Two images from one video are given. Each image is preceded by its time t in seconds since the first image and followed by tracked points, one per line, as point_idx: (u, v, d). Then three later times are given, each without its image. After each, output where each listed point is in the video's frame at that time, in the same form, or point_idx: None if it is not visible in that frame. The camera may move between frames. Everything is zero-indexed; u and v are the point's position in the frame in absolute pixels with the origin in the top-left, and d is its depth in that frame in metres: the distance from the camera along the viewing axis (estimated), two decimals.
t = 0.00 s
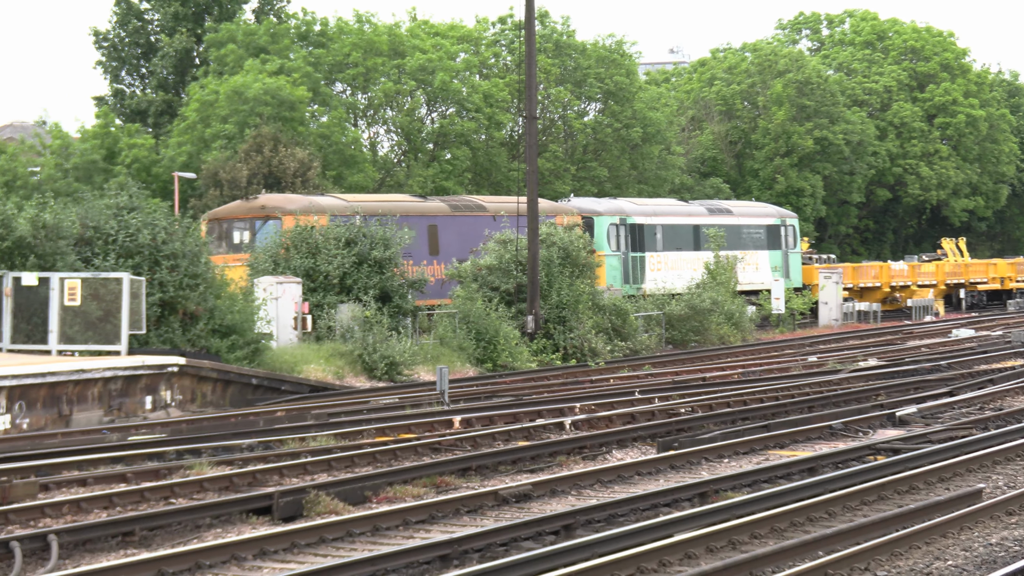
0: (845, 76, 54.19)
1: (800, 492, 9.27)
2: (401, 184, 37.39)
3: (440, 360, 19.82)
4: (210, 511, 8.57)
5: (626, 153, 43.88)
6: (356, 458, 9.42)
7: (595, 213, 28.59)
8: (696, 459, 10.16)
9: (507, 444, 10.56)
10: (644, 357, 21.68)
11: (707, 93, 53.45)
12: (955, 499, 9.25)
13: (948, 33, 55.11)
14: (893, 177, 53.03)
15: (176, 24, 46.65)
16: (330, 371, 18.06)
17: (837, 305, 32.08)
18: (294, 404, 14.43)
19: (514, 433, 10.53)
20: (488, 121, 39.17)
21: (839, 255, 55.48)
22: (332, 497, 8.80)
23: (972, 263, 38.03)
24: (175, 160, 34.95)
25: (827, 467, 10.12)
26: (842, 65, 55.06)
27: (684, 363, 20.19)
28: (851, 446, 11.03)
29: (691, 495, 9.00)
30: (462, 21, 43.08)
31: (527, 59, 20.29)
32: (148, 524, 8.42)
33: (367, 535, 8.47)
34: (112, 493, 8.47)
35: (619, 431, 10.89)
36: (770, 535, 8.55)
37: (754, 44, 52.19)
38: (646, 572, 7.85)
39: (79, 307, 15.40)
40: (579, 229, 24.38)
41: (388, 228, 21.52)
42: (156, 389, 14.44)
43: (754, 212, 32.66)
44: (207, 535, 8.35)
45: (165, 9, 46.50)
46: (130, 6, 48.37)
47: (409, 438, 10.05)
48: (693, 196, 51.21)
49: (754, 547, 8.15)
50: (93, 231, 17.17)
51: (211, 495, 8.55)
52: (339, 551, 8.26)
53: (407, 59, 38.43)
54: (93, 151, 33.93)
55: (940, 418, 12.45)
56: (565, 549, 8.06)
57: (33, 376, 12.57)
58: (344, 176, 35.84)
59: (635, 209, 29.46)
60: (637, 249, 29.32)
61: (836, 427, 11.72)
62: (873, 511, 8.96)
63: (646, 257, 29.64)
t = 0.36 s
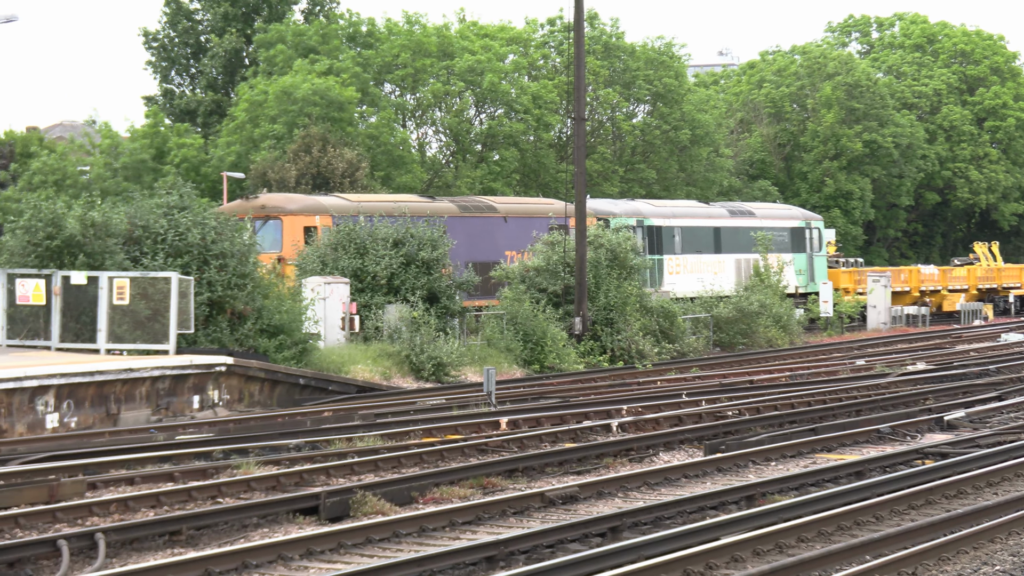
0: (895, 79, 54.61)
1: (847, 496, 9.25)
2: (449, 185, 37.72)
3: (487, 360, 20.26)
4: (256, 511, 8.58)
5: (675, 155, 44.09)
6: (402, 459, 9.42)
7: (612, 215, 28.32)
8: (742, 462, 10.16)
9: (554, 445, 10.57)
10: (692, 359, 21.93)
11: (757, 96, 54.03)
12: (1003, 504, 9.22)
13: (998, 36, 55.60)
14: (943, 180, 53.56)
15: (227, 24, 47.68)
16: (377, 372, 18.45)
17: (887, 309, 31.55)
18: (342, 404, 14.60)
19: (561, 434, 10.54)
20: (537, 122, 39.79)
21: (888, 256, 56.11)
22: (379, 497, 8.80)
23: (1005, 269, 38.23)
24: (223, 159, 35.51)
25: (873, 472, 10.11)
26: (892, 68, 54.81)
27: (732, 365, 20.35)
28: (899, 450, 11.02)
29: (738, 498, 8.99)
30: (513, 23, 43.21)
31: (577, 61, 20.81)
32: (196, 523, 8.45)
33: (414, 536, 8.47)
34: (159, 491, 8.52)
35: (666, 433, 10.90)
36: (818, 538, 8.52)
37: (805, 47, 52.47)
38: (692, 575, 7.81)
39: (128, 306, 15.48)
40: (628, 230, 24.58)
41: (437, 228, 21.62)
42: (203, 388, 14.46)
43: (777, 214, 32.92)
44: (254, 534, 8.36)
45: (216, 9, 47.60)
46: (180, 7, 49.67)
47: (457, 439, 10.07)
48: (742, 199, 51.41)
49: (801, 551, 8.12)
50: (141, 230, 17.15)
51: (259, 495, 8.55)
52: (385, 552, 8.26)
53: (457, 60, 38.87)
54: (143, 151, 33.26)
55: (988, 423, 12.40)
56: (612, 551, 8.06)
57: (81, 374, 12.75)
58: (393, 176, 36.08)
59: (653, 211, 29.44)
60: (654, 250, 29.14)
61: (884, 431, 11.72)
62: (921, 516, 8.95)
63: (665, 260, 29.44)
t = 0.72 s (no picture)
0: (960, 81, 55.30)
1: (910, 501, 9.25)
2: (513, 189, 37.70)
3: (551, 365, 20.42)
4: (322, 514, 8.59)
5: (738, 159, 44.22)
6: (466, 462, 9.42)
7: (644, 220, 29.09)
8: (807, 466, 10.19)
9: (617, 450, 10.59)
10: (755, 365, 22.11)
11: (822, 99, 55.00)
12: None
13: None
14: (1009, 182, 54.31)
15: (291, 28, 47.69)
16: (441, 376, 18.43)
17: (952, 312, 31.60)
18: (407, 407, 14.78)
19: (625, 438, 10.57)
20: (601, 126, 39.55)
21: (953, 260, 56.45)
22: (443, 501, 8.82)
23: None
24: (287, 164, 35.65)
25: (938, 476, 10.13)
26: (957, 71, 56.00)
27: (798, 369, 20.55)
28: (965, 454, 11.04)
29: (802, 502, 9.01)
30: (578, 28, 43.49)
31: (640, 65, 21.32)
32: (261, 527, 8.50)
33: (479, 540, 8.48)
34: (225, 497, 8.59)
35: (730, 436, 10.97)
36: (883, 543, 8.52)
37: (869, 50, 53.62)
38: None
39: (192, 310, 16.07)
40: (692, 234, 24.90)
41: (500, 233, 21.94)
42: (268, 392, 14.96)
43: (816, 217, 33.05)
44: (319, 538, 8.39)
45: (280, 14, 47.61)
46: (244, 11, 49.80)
47: (522, 443, 10.10)
48: (806, 202, 52.56)
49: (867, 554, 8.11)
50: (208, 234, 17.72)
51: (323, 499, 8.58)
52: (450, 556, 8.27)
53: (520, 64, 38.69)
54: (208, 155, 32.12)
55: None
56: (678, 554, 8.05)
57: (148, 378, 13.29)
58: (457, 180, 36.55)
59: (685, 213, 29.48)
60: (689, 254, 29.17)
61: (950, 435, 11.74)
62: (987, 521, 8.95)
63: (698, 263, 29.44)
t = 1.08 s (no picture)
0: None
1: (977, 506, 9.26)
2: (580, 193, 37.87)
3: (617, 368, 20.63)
4: (389, 517, 8.60)
5: (806, 162, 44.09)
6: (532, 464, 9.43)
7: (672, 222, 29.33)
8: (875, 470, 10.24)
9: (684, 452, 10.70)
10: (822, 368, 22.37)
11: (888, 102, 55.19)
12: None
13: None
14: None
15: (357, 32, 46.85)
16: (507, 379, 18.74)
17: (1020, 316, 32.04)
18: (474, 409, 14.99)
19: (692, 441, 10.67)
20: (668, 129, 39.65)
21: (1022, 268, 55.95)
22: (509, 504, 8.86)
23: None
24: (354, 167, 35.98)
25: (1007, 481, 10.17)
26: None
27: (864, 373, 20.84)
28: None
29: (870, 506, 9.04)
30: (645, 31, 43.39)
31: (708, 70, 22.00)
32: (328, 529, 8.55)
33: (545, 543, 8.50)
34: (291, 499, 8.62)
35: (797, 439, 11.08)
36: (951, 548, 8.53)
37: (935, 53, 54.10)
38: None
39: (259, 312, 16.00)
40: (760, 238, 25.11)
41: (566, 236, 22.45)
42: (336, 395, 15.08)
43: (857, 221, 33.16)
44: (385, 540, 8.40)
45: (347, 17, 46.84)
46: (310, 15, 48.26)
47: (588, 445, 10.18)
48: (873, 206, 52.36)
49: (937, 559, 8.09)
50: (274, 237, 18.08)
51: (391, 501, 8.59)
52: (516, 558, 8.29)
53: (587, 67, 38.70)
54: (273, 159, 31.65)
55: None
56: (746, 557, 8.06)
57: (215, 380, 13.22)
58: (522, 183, 36.43)
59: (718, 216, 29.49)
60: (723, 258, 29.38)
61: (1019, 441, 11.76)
62: None
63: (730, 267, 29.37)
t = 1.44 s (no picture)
0: None
1: None
2: (650, 193, 39.04)
3: (687, 369, 20.96)
4: (458, 517, 8.62)
5: (877, 162, 44.07)
6: (601, 464, 9.45)
7: (707, 222, 28.61)
8: (945, 472, 10.27)
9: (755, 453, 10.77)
10: (894, 369, 22.41)
11: (960, 102, 56.78)
12: None
13: None
14: None
15: (428, 32, 47.57)
16: (576, 380, 19.00)
17: None
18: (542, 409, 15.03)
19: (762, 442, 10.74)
20: (736, 129, 40.42)
21: None
22: (578, 504, 8.89)
23: None
24: (423, 167, 36.87)
25: None
26: None
27: (936, 373, 20.94)
28: None
29: (942, 507, 9.03)
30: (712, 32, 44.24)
31: (778, 70, 22.06)
32: (398, 529, 8.57)
33: (615, 543, 8.51)
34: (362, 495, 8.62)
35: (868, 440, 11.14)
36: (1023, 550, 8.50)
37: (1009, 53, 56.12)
38: None
39: (329, 313, 16.37)
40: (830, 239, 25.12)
41: (636, 236, 22.38)
42: (405, 395, 15.35)
43: (901, 221, 32.86)
44: (455, 539, 8.42)
45: (417, 18, 47.62)
46: (381, 16, 48.92)
47: (658, 446, 10.21)
48: (946, 205, 52.87)
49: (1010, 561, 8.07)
50: (343, 238, 18.35)
51: (460, 501, 8.60)
52: (586, 558, 8.31)
53: (656, 67, 39.47)
54: (343, 160, 37.00)
55: None
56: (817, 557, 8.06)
57: (285, 380, 13.53)
58: (592, 183, 37.24)
59: (753, 216, 29.38)
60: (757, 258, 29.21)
61: None
62: None
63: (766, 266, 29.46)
